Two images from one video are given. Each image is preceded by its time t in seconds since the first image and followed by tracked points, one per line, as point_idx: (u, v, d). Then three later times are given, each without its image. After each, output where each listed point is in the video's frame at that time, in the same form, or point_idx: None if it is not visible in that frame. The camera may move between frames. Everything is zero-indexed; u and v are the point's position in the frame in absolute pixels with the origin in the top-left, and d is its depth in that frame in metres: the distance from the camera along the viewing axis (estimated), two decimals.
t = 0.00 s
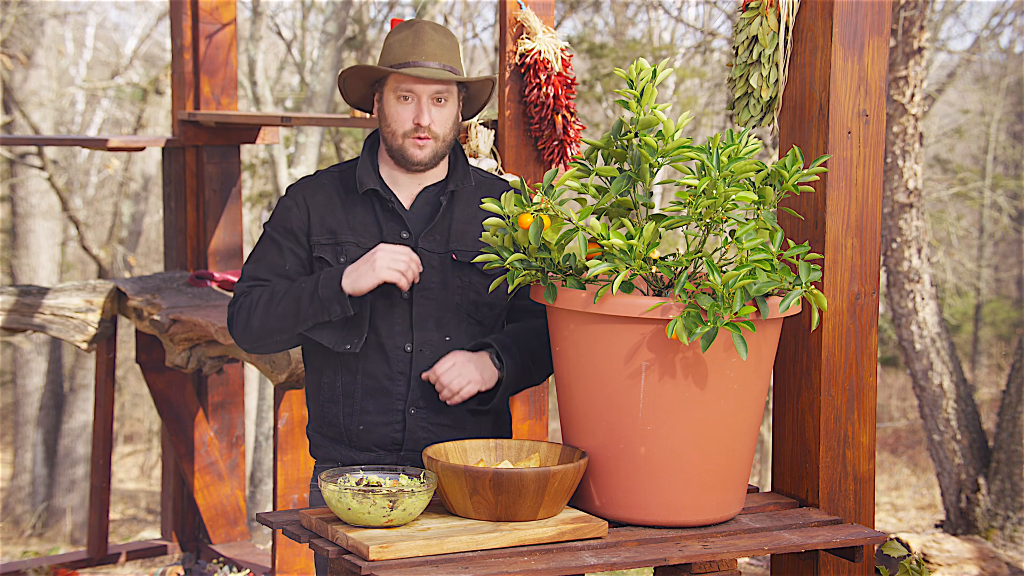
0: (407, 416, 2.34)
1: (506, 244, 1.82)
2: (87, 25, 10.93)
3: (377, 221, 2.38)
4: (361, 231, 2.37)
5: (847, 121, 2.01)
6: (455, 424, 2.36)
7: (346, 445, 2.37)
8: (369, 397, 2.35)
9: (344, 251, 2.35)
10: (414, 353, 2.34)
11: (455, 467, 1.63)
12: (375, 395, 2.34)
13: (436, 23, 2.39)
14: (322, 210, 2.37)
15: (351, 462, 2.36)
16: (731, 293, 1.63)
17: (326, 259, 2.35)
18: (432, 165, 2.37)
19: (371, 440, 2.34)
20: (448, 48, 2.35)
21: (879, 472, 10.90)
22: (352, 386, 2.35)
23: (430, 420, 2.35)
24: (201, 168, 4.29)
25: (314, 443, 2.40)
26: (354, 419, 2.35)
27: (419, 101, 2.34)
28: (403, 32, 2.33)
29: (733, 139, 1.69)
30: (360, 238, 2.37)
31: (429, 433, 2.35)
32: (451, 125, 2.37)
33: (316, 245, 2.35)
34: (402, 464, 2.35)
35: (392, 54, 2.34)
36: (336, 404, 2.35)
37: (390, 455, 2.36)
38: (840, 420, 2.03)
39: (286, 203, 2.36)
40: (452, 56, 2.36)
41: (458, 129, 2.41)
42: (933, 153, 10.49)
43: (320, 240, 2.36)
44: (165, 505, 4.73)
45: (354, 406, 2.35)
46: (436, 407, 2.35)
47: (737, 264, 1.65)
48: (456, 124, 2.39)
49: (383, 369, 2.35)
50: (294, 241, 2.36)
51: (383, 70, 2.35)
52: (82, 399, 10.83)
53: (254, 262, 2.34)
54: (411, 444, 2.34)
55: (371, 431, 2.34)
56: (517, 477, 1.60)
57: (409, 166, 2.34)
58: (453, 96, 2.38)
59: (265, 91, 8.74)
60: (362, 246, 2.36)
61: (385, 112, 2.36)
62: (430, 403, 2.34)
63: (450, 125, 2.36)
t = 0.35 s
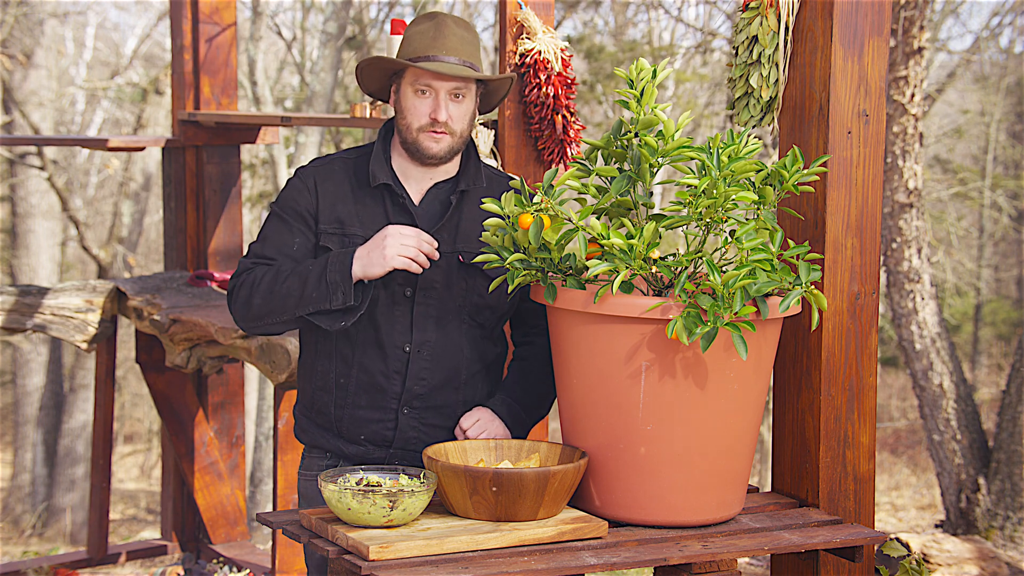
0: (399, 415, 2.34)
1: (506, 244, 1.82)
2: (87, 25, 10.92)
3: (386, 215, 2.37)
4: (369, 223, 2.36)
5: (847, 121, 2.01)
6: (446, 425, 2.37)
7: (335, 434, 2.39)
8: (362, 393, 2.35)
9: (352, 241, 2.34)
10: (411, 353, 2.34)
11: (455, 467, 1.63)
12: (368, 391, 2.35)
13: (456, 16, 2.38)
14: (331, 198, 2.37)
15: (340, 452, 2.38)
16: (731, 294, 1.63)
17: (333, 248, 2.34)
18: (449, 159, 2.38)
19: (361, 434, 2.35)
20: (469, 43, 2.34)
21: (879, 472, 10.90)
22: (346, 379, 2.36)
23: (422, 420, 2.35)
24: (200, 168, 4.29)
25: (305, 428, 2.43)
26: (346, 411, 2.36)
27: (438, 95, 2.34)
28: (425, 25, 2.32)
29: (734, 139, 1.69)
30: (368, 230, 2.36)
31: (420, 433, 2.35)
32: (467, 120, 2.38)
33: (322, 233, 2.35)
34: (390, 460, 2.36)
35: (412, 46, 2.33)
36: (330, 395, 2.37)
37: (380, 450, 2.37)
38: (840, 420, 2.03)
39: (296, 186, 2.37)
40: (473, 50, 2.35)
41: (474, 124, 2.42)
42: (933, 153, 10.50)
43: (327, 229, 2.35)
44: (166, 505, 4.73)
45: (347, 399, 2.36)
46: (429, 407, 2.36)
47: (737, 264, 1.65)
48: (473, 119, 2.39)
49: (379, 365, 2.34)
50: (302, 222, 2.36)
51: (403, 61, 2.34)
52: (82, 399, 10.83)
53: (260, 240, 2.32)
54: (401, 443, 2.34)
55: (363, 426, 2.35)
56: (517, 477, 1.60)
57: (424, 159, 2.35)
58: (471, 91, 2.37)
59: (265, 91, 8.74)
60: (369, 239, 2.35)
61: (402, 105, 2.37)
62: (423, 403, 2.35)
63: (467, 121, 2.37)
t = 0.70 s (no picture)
0: (400, 419, 2.34)
1: (507, 244, 1.82)
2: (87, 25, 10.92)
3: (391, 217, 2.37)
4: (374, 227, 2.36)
5: (847, 121, 2.01)
6: (446, 429, 2.37)
7: (333, 435, 2.39)
8: (362, 395, 2.35)
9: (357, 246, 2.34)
10: (413, 356, 2.33)
11: (455, 467, 1.63)
12: (368, 393, 2.35)
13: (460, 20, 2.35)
14: (336, 199, 2.37)
15: (339, 452, 2.39)
16: (731, 294, 1.63)
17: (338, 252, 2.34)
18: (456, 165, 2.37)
19: (361, 437, 2.36)
20: (473, 48, 2.31)
21: (879, 472, 10.90)
22: (347, 381, 2.36)
23: (423, 424, 2.35)
24: (200, 168, 4.29)
25: (304, 427, 2.44)
26: (346, 413, 2.36)
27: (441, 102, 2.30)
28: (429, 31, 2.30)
29: (734, 139, 1.69)
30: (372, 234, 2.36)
31: (419, 437, 2.35)
32: (472, 125, 2.35)
33: (327, 235, 2.35)
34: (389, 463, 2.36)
35: (415, 53, 2.31)
36: (331, 396, 2.37)
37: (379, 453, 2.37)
38: (840, 420, 2.03)
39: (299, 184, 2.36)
40: (478, 55, 2.32)
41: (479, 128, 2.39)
42: (933, 154, 10.51)
43: (333, 231, 2.35)
44: (166, 505, 4.73)
45: (348, 401, 2.36)
46: (430, 412, 2.35)
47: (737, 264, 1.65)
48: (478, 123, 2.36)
49: (381, 369, 2.35)
50: (306, 223, 2.35)
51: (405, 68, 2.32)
52: (82, 399, 10.83)
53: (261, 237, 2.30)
54: (400, 446, 2.34)
55: (364, 429, 2.35)
56: (517, 477, 1.60)
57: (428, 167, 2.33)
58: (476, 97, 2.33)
59: (265, 91, 8.74)
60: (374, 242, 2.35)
61: (405, 111, 2.34)
62: (424, 408, 2.35)
63: (472, 127, 2.34)
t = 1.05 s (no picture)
0: (418, 422, 2.36)
1: (507, 243, 1.82)
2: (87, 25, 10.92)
3: (377, 224, 2.36)
4: (362, 236, 2.36)
5: (848, 121, 2.01)
6: (462, 427, 2.38)
7: (354, 445, 2.39)
8: (377, 403, 2.36)
9: (347, 258, 2.35)
10: (424, 358, 2.35)
11: (455, 467, 1.63)
12: (384, 401, 2.36)
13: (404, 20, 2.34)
14: (319, 215, 2.37)
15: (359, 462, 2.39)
16: (731, 293, 1.63)
17: (329, 267, 2.34)
18: (419, 163, 2.36)
19: (381, 444, 2.37)
20: (419, 47, 2.30)
21: (879, 472, 10.90)
22: (360, 391, 2.37)
23: (440, 423, 2.37)
24: (200, 168, 4.29)
25: (320, 441, 2.43)
26: (364, 423, 2.37)
27: (392, 104, 2.31)
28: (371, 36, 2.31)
29: (733, 139, 1.69)
30: (361, 243, 2.36)
31: (438, 437, 2.37)
32: (430, 123, 2.34)
33: (316, 254, 2.35)
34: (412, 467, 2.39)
35: (363, 58, 2.31)
36: (345, 405, 2.37)
37: (401, 457, 2.39)
38: (840, 420, 2.03)
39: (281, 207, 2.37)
40: (424, 53, 2.31)
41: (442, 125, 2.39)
42: (933, 154, 10.52)
43: (321, 249, 2.35)
44: (166, 505, 4.73)
45: (363, 408, 2.37)
46: (446, 410, 2.37)
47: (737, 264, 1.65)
48: (437, 119, 2.35)
49: (392, 374, 2.36)
50: (292, 248, 2.35)
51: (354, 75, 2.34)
52: (82, 399, 10.82)
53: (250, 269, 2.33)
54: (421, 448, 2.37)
55: (382, 435, 2.37)
56: (517, 477, 1.60)
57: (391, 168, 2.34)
58: (428, 94, 2.33)
59: (265, 91, 8.72)
60: (363, 251, 2.35)
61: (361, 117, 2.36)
62: (440, 408, 2.36)
63: (430, 124, 2.34)
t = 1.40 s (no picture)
0: (410, 417, 2.36)
1: (507, 244, 1.81)
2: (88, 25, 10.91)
3: (373, 220, 2.39)
4: (357, 232, 2.38)
5: (848, 121, 2.01)
6: (457, 423, 2.38)
7: (348, 444, 2.39)
8: (370, 399, 2.37)
9: (341, 253, 2.36)
10: (416, 353, 2.35)
11: (455, 467, 1.63)
12: (377, 396, 2.37)
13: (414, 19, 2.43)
14: (315, 213, 2.39)
15: (354, 460, 2.39)
16: (731, 293, 1.63)
17: (323, 262, 2.36)
18: (421, 163, 2.39)
19: (374, 440, 2.37)
20: (427, 45, 2.39)
21: (879, 472, 10.90)
22: (353, 387, 2.37)
23: (434, 419, 2.37)
24: (200, 168, 4.29)
25: (316, 441, 2.42)
26: (357, 420, 2.37)
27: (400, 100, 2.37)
28: (383, 32, 2.39)
29: (734, 139, 1.70)
30: (356, 240, 2.38)
31: (433, 433, 2.38)
32: (436, 122, 2.40)
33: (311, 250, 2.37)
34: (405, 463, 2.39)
35: (373, 54, 2.38)
36: (338, 403, 2.37)
37: (394, 454, 2.39)
38: (840, 420, 2.03)
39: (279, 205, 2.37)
40: (433, 51, 2.40)
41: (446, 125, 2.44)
42: (933, 154, 10.53)
43: (316, 244, 2.37)
44: (166, 505, 4.73)
45: (356, 406, 2.37)
46: (440, 406, 2.38)
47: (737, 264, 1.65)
48: (443, 118, 2.41)
49: (384, 370, 2.36)
50: (289, 243, 2.38)
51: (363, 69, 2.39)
52: (82, 399, 10.82)
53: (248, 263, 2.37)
54: (414, 444, 2.37)
55: (376, 431, 2.37)
56: (517, 477, 1.60)
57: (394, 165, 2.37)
58: (435, 92, 2.40)
59: (265, 91, 8.72)
60: (359, 247, 2.37)
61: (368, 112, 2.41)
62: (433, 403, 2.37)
63: (435, 122, 2.39)
